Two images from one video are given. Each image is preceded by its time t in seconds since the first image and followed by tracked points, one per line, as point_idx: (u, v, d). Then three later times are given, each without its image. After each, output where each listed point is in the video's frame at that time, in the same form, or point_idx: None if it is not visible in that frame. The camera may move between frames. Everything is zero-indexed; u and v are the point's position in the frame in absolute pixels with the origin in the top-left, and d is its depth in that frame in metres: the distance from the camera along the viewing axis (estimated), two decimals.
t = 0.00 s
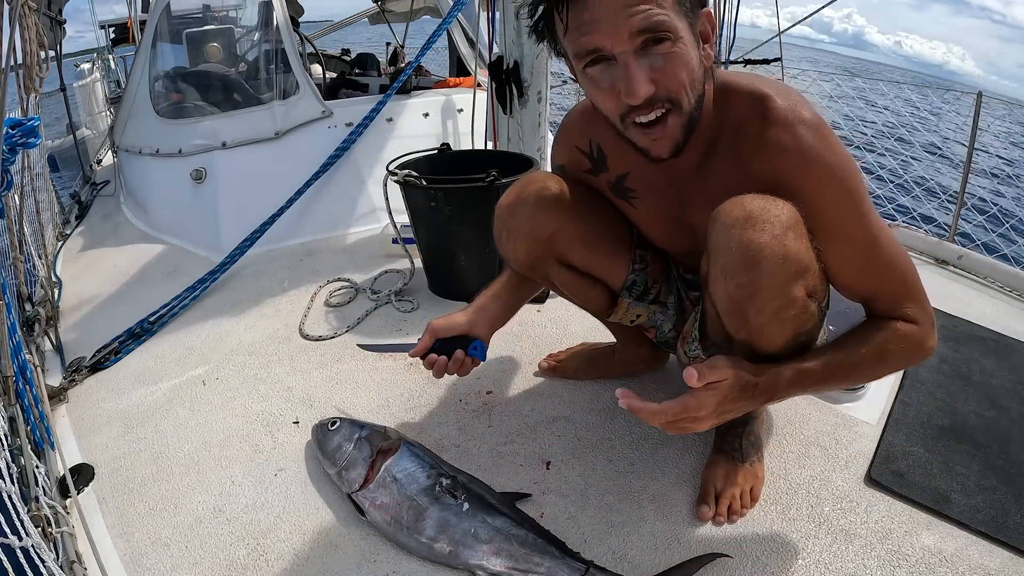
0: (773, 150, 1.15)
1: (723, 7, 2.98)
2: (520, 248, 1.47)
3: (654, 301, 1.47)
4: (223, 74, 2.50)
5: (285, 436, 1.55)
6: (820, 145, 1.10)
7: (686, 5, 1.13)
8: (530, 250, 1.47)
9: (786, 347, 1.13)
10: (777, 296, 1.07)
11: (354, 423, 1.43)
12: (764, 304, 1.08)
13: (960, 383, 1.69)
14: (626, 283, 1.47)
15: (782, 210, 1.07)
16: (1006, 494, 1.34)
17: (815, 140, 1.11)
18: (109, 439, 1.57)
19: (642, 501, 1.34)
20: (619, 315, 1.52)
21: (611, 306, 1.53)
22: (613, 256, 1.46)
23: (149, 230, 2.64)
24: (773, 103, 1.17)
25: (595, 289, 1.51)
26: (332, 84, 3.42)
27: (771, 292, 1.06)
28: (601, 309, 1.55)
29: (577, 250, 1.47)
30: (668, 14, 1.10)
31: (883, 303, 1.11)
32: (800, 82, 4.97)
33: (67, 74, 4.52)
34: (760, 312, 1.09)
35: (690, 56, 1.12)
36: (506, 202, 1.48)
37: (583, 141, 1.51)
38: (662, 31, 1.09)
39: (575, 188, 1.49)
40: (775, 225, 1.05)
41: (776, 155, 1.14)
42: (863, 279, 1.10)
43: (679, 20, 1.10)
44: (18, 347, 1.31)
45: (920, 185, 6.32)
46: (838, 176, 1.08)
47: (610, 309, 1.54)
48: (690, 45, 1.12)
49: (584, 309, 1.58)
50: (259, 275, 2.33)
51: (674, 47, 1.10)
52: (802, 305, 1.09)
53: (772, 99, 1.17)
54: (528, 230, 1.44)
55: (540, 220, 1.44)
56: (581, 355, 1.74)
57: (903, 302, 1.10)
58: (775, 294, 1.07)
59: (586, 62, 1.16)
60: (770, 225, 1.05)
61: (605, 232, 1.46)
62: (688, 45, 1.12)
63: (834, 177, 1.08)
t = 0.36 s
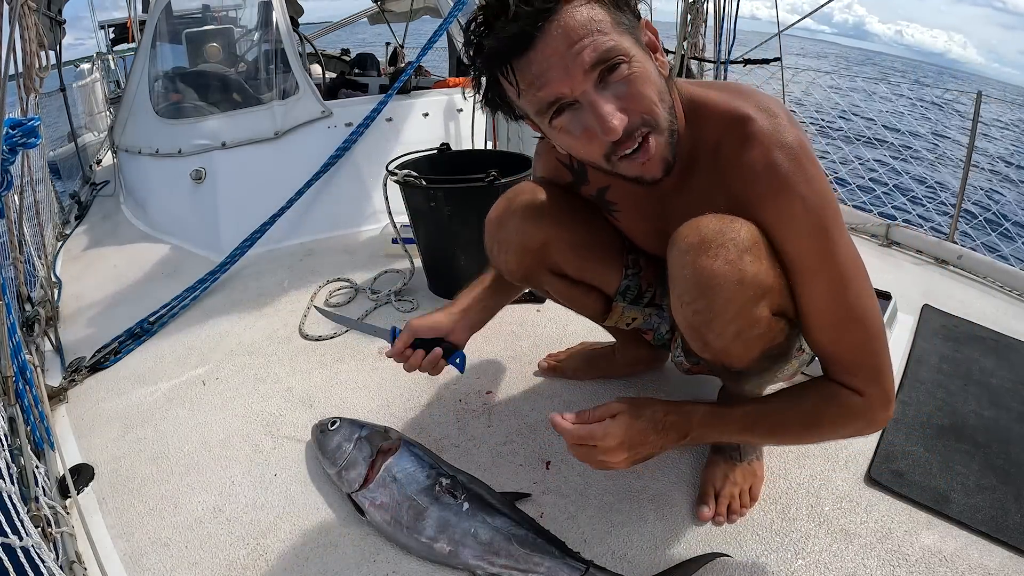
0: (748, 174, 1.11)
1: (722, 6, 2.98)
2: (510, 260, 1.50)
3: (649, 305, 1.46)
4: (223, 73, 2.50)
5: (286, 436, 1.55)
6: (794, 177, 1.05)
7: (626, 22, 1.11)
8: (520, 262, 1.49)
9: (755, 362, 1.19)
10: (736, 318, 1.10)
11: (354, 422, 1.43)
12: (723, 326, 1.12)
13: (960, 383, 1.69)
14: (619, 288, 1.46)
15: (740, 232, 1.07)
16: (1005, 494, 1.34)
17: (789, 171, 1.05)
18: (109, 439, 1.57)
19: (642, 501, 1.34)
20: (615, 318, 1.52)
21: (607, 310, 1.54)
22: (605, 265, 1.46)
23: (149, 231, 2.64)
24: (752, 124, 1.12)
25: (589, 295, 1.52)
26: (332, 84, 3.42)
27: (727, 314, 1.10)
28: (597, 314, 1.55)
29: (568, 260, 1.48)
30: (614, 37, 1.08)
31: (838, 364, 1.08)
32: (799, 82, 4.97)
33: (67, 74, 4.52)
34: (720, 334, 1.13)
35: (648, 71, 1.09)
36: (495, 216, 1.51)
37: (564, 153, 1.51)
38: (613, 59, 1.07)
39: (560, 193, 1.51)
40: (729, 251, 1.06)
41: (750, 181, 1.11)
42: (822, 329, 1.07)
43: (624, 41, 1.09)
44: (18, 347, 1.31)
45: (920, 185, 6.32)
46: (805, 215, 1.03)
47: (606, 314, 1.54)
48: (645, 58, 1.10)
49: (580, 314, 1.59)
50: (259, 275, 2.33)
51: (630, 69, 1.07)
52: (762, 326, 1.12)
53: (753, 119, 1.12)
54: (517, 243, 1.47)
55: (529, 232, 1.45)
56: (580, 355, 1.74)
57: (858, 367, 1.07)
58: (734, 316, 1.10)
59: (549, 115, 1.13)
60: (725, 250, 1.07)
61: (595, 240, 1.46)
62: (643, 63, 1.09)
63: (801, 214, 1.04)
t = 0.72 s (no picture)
0: (754, 178, 1.10)
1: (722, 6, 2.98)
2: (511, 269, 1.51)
3: (652, 309, 1.46)
4: (222, 74, 2.50)
5: (286, 436, 1.55)
6: (800, 182, 1.04)
7: (624, 58, 1.01)
8: (521, 269, 1.50)
9: (759, 362, 1.19)
10: (739, 319, 1.11)
11: (354, 422, 1.43)
12: (726, 325, 1.12)
13: (959, 382, 1.69)
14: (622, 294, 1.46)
15: (744, 234, 1.07)
16: (1005, 494, 1.34)
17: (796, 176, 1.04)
18: (109, 440, 1.57)
19: (642, 501, 1.34)
20: (618, 325, 1.52)
21: (609, 316, 1.54)
22: (608, 272, 1.47)
23: (149, 231, 2.64)
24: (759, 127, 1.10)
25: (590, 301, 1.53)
26: (331, 84, 3.42)
27: (729, 315, 1.11)
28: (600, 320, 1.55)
29: (570, 268, 1.49)
30: (604, 87, 0.99)
31: (833, 369, 1.11)
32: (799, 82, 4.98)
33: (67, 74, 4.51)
34: (722, 336, 1.14)
35: (641, 112, 1.03)
36: (495, 223, 1.50)
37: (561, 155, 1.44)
38: (603, 110, 1.00)
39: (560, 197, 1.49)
40: (733, 252, 1.06)
41: (755, 185, 1.10)
42: (821, 334, 1.09)
43: (617, 89, 1.00)
44: (19, 347, 1.31)
45: (919, 185, 6.32)
46: (810, 221, 1.03)
47: (607, 320, 1.54)
48: (637, 99, 1.03)
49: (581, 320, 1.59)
50: (259, 275, 2.33)
51: (619, 119, 1.01)
52: (767, 327, 1.12)
53: (759, 122, 1.11)
54: (519, 251, 1.47)
55: (530, 241, 1.46)
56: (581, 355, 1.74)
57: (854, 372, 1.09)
58: (736, 316, 1.10)
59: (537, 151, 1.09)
60: (729, 252, 1.06)
61: (596, 245, 1.46)
62: (636, 105, 1.02)
63: (807, 220, 1.03)
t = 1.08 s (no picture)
0: (769, 175, 1.10)
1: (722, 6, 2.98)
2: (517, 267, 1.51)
3: (656, 308, 1.47)
4: (222, 73, 2.49)
5: (286, 437, 1.55)
6: (815, 180, 1.04)
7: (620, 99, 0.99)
8: (527, 269, 1.50)
9: (767, 357, 1.18)
10: (753, 313, 1.09)
11: (354, 422, 1.43)
12: (740, 319, 1.10)
13: (959, 382, 1.69)
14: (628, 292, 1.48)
15: (760, 227, 1.06)
16: (1005, 494, 1.34)
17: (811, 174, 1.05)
18: (109, 440, 1.57)
19: (642, 501, 1.34)
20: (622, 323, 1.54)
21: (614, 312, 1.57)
22: (615, 270, 1.47)
23: (149, 230, 2.64)
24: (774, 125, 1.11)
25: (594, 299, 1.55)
26: (331, 84, 3.42)
27: (744, 308, 1.08)
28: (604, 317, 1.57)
29: (575, 266, 1.49)
30: (585, 120, 1.01)
31: (840, 361, 1.13)
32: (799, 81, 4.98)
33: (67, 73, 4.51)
34: (735, 331, 1.12)
35: (619, 145, 1.05)
36: (503, 221, 1.49)
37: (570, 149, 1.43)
38: (578, 138, 1.04)
39: (568, 193, 1.48)
40: (750, 244, 1.05)
41: (771, 181, 1.10)
42: (830, 330, 1.09)
43: (598, 126, 1.02)
44: (19, 347, 1.31)
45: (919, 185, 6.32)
46: (825, 218, 1.04)
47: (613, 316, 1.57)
48: (621, 136, 1.04)
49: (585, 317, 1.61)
50: (259, 275, 2.33)
51: (591, 151, 1.05)
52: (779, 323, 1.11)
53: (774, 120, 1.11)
54: (525, 250, 1.47)
55: (537, 239, 1.45)
56: (581, 355, 1.73)
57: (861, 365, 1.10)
58: (751, 309, 1.08)
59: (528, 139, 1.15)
60: (745, 243, 1.05)
61: (603, 243, 1.46)
62: (616, 140, 1.04)
63: (821, 216, 1.04)
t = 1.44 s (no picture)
0: (764, 180, 1.15)
1: (722, 6, 2.97)
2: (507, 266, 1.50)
3: (649, 308, 1.48)
4: (223, 73, 2.49)
5: (286, 437, 1.55)
6: (806, 185, 1.11)
7: (598, 115, 1.07)
8: (518, 269, 1.50)
9: (776, 367, 1.22)
10: (765, 325, 1.14)
11: (354, 422, 1.43)
12: (750, 336, 1.16)
13: (959, 382, 1.69)
14: (620, 293, 1.48)
15: (771, 238, 1.09)
16: (1005, 494, 1.34)
17: (798, 177, 1.11)
18: (109, 440, 1.57)
19: (642, 501, 1.34)
20: (615, 323, 1.55)
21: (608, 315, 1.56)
22: (610, 270, 1.47)
23: (149, 230, 2.64)
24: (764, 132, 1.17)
25: (588, 300, 1.53)
26: (332, 84, 3.42)
27: (757, 322, 1.13)
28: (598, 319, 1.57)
29: (568, 267, 1.48)
30: (561, 125, 1.09)
31: (884, 352, 1.06)
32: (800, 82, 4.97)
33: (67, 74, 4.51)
34: (747, 342, 1.17)
35: (590, 151, 1.14)
36: (492, 219, 1.49)
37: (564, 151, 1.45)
38: (551, 138, 1.12)
39: (561, 195, 1.49)
40: (762, 258, 1.08)
41: (766, 187, 1.14)
42: (850, 324, 1.09)
43: (572, 132, 1.10)
44: (19, 347, 1.31)
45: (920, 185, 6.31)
46: (824, 219, 1.08)
47: (606, 318, 1.56)
48: (593, 144, 1.13)
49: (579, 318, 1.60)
50: (258, 275, 2.33)
51: (561, 151, 1.15)
52: (789, 331, 1.16)
53: (764, 126, 1.17)
54: (516, 250, 1.46)
55: (528, 241, 1.45)
56: (581, 356, 1.74)
57: (885, 358, 1.06)
58: (761, 326, 1.14)
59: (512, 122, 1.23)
60: (759, 257, 1.08)
61: (596, 245, 1.46)
62: (586, 147, 1.13)
63: (823, 219, 1.08)
